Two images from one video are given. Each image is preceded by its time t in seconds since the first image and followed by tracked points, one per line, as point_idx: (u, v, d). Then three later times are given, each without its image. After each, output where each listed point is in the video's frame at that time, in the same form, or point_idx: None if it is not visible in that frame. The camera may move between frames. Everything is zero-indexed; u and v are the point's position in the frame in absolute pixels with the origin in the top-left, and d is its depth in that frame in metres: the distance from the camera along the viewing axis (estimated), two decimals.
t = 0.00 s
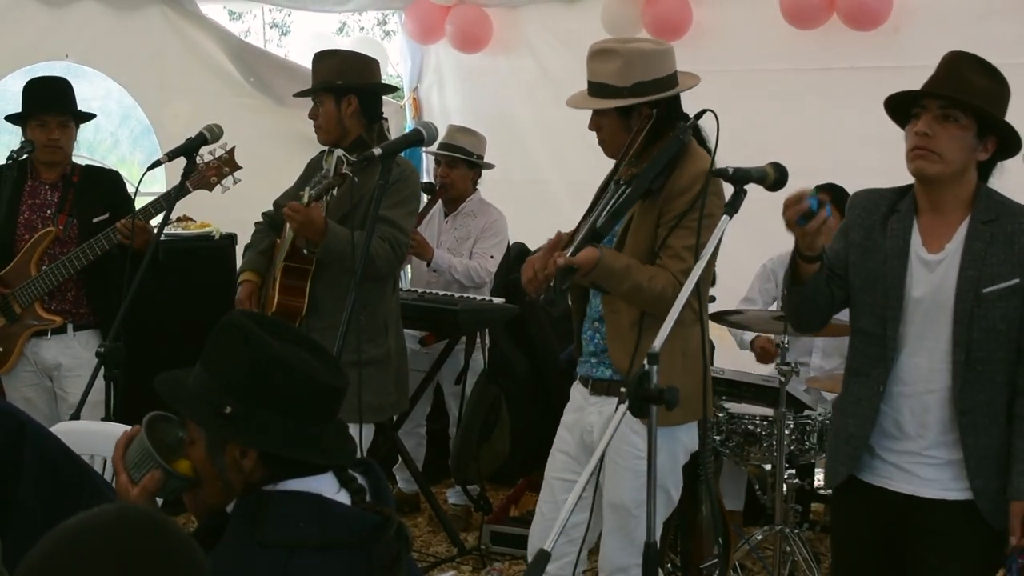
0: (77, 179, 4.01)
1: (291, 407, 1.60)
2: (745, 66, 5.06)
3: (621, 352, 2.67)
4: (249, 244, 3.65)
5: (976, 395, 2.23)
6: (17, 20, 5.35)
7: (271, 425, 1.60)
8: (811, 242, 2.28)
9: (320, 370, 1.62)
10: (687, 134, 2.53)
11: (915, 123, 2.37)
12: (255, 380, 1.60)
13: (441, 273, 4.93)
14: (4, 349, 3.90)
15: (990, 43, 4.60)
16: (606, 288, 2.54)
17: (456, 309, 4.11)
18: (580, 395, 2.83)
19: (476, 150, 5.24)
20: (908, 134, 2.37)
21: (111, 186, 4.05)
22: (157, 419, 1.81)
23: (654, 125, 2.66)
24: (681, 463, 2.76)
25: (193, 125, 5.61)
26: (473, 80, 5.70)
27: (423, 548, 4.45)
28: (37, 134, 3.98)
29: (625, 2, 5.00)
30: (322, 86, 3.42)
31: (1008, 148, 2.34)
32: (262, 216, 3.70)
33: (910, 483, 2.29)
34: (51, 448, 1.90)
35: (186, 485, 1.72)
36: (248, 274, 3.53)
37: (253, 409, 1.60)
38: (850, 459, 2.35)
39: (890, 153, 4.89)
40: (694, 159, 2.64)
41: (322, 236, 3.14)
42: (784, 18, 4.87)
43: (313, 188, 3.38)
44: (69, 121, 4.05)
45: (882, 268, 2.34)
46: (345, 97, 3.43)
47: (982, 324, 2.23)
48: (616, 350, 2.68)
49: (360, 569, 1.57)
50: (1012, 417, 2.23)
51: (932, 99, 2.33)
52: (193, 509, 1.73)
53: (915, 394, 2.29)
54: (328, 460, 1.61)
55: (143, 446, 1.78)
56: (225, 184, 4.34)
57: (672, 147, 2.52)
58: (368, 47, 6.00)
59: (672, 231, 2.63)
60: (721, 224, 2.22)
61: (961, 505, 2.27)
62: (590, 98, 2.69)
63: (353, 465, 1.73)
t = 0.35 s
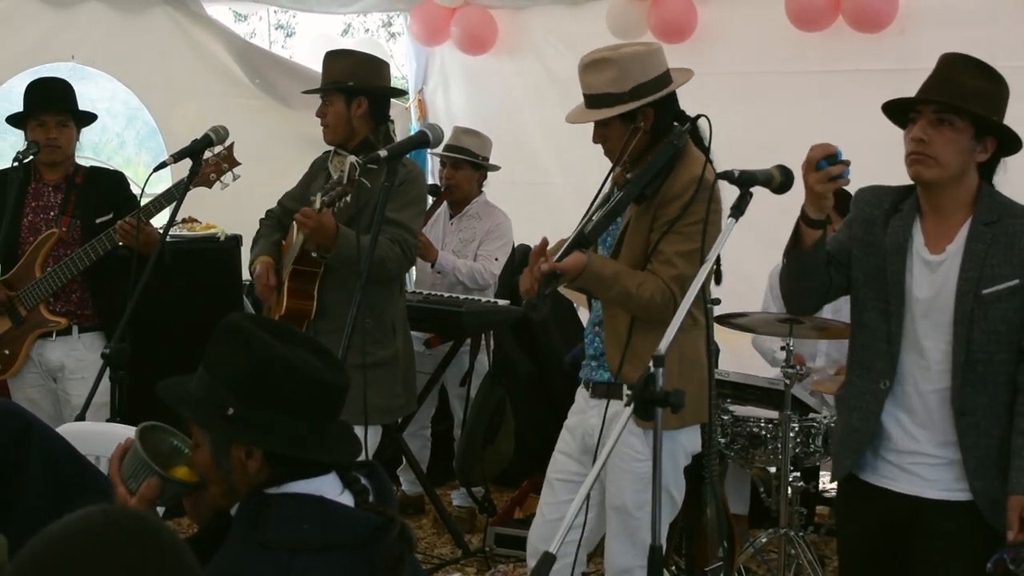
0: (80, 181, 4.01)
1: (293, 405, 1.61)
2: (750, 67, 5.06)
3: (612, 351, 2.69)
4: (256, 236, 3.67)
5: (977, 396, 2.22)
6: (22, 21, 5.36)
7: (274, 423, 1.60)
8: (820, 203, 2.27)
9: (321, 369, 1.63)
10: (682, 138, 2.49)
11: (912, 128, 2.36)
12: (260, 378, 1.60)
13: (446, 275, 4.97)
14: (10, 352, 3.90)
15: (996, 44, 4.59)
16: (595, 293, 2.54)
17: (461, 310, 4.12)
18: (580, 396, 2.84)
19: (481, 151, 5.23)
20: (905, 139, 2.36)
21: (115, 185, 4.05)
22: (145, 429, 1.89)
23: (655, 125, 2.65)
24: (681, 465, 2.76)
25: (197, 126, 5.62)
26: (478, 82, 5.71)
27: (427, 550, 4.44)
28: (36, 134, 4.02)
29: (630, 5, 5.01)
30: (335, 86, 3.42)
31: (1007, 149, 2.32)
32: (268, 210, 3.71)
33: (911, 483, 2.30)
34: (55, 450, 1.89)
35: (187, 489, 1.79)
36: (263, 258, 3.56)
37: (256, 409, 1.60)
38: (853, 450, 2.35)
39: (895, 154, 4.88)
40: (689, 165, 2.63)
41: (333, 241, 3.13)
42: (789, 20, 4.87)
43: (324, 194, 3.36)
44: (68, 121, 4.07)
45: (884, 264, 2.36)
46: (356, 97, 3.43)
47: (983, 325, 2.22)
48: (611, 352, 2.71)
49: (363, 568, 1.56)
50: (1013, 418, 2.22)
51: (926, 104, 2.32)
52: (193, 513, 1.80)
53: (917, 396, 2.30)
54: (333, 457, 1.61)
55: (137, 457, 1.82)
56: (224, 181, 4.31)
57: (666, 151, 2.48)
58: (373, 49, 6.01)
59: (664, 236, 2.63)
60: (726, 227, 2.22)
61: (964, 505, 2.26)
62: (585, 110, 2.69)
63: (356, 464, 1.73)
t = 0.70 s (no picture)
0: (88, 180, 4.02)
1: (297, 405, 1.60)
2: (756, 67, 5.05)
3: (614, 367, 2.66)
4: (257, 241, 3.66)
5: (977, 406, 2.22)
6: (31, 22, 5.38)
7: (276, 424, 1.60)
8: (829, 220, 2.25)
9: (322, 368, 1.62)
10: (658, 145, 2.60)
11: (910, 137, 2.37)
12: (260, 379, 1.60)
13: (453, 276, 4.98)
14: (22, 355, 3.90)
15: (1003, 44, 4.57)
16: (590, 309, 2.53)
17: (469, 311, 4.12)
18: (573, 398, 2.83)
19: (487, 153, 5.23)
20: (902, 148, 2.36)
21: (122, 186, 4.06)
22: (150, 437, 1.87)
23: (636, 134, 2.69)
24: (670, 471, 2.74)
25: (206, 127, 5.63)
26: (484, 82, 5.71)
27: (436, 550, 4.45)
28: (46, 135, 4.02)
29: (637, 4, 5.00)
30: (342, 87, 3.42)
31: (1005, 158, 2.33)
32: (272, 214, 3.70)
33: (913, 483, 2.29)
34: (65, 450, 1.90)
35: (194, 496, 1.78)
36: (265, 260, 3.56)
37: (259, 410, 1.60)
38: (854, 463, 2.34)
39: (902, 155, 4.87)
40: (667, 171, 2.63)
41: (349, 246, 3.12)
42: (796, 21, 4.87)
43: (343, 199, 3.31)
44: (77, 122, 4.09)
45: (881, 279, 2.35)
46: (365, 97, 3.43)
47: (983, 338, 2.22)
48: (607, 367, 2.68)
49: (370, 568, 1.57)
50: (1014, 425, 2.22)
51: (925, 112, 2.32)
52: (200, 521, 1.78)
53: (916, 395, 2.29)
54: (338, 457, 1.62)
55: (143, 464, 1.80)
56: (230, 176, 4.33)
57: (644, 158, 2.59)
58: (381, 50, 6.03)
59: (655, 243, 2.62)
60: (735, 227, 2.22)
61: (970, 506, 2.25)
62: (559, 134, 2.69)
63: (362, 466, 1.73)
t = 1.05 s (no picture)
0: (93, 177, 4.02)
1: (300, 405, 1.60)
2: (762, 66, 5.04)
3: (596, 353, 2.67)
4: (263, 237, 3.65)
5: (994, 405, 2.21)
6: (35, 20, 5.39)
7: (279, 423, 1.60)
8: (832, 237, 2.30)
9: (325, 367, 1.62)
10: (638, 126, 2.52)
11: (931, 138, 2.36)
12: (260, 374, 1.60)
13: (457, 275, 4.98)
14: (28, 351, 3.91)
15: (1009, 43, 4.56)
16: (590, 288, 2.48)
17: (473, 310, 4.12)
18: (547, 393, 2.83)
19: (490, 151, 5.23)
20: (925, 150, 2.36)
21: (127, 184, 4.06)
22: (152, 437, 1.87)
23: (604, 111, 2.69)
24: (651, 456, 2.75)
25: (209, 125, 5.63)
26: (489, 81, 5.72)
27: (438, 549, 4.45)
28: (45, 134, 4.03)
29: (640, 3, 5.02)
30: (346, 87, 3.42)
31: None
32: (278, 211, 3.71)
33: (927, 484, 2.29)
34: (69, 450, 1.90)
35: (194, 494, 1.79)
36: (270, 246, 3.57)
37: (261, 410, 1.60)
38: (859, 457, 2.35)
39: (908, 154, 4.86)
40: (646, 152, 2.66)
41: (353, 237, 3.12)
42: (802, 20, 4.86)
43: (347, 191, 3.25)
44: (76, 118, 4.09)
45: (903, 272, 2.35)
46: (371, 97, 3.44)
47: (1007, 333, 2.20)
48: (588, 349, 2.68)
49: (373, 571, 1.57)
50: None
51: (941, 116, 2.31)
52: (204, 518, 1.82)
53: (932, 396, 2.28)
54: (341, 456, 1.62)
55: (145, 463, 1.78)
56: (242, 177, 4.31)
57: (625, 140, 2.52)
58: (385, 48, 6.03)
59: (638, 223, 2.62)
60: (738, 225, 2.21)
61: (977, 506, 2.25)
62: (532, 112, 2.68)
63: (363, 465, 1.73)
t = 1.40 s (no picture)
0: (95, 177, 4.01)
1: (305, 405, 1.61)
2: (764, 64, 5.04)
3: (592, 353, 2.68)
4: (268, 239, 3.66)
5: (996, 393, 2.20)
6: (38, 20, 5.40)
7: (284, 423, 1.60)
8: (840, 195, 2.25)
9: (329, 366, 1.62)
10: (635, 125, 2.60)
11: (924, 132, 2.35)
12: (263, 372, 1.60)
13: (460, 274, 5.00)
14: (30, 351, 3.92)
15: (1011, 41, 4.56)
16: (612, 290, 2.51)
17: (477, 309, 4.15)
18: (519, 388, 2.83)
19: (493, 151, 5.21)
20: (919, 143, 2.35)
21: (130, 183, 4.05)
22: (158, 437, 1.88)
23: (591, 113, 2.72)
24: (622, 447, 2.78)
25: (212, 125, 5.63)
26: (493, 80, 5.72)
27: (442, 548, 4.45)
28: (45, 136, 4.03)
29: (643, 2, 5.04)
30: (363, 86, 3.44)
31: None
32: (280, 211, 3.70)
33: (932, 479, 2.28)
34: (71, 451, 1.90)
35: (199, 494, 1.80)
36: (280, 259, 3.55)
37: (264, 408, 1.60)
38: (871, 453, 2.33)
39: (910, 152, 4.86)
40: (641, 151, 2.70)
41: (363, 237, 3.12)
42: (804, 17, 4.86)
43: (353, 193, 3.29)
44: (73, 117, 4.07)
45: (899, 261, 2.35)
46: (384, 96, 3.47)
47: (1006, 324, 2.19)
48: (580, 344, 2.70)
49: (378, 569, 1.57)
50: None
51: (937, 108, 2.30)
52: (209, 515, 1.83)
53: (933, 392, 2.28)
54: (344, 454, 1.62)
55: (150, 464, 1.79)
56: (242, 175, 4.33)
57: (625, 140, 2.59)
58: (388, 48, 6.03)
59: (641, 219, 2.65)
60: (741, 223, 2.20)
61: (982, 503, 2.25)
62: (527, 111, 2.67)
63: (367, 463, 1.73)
